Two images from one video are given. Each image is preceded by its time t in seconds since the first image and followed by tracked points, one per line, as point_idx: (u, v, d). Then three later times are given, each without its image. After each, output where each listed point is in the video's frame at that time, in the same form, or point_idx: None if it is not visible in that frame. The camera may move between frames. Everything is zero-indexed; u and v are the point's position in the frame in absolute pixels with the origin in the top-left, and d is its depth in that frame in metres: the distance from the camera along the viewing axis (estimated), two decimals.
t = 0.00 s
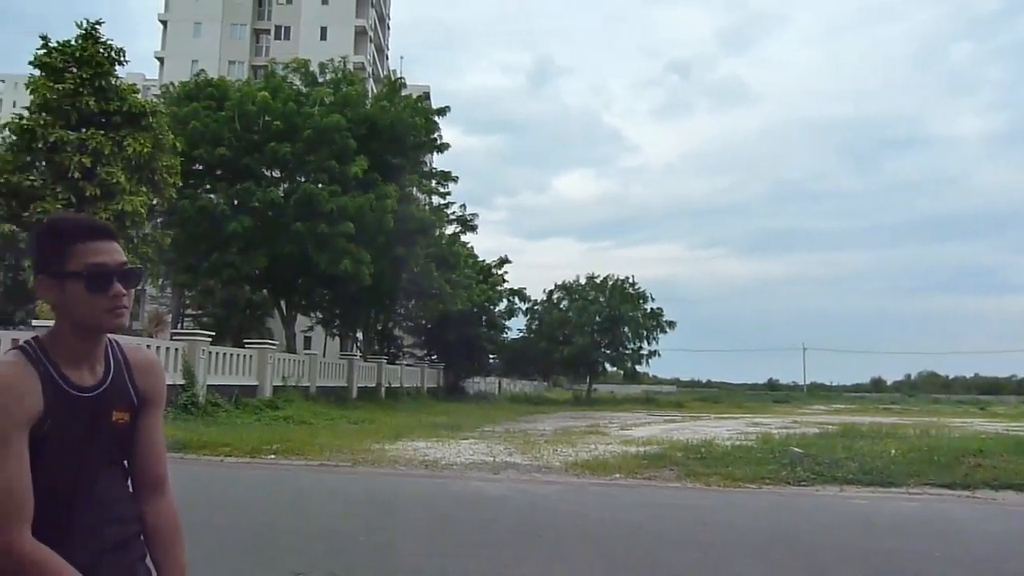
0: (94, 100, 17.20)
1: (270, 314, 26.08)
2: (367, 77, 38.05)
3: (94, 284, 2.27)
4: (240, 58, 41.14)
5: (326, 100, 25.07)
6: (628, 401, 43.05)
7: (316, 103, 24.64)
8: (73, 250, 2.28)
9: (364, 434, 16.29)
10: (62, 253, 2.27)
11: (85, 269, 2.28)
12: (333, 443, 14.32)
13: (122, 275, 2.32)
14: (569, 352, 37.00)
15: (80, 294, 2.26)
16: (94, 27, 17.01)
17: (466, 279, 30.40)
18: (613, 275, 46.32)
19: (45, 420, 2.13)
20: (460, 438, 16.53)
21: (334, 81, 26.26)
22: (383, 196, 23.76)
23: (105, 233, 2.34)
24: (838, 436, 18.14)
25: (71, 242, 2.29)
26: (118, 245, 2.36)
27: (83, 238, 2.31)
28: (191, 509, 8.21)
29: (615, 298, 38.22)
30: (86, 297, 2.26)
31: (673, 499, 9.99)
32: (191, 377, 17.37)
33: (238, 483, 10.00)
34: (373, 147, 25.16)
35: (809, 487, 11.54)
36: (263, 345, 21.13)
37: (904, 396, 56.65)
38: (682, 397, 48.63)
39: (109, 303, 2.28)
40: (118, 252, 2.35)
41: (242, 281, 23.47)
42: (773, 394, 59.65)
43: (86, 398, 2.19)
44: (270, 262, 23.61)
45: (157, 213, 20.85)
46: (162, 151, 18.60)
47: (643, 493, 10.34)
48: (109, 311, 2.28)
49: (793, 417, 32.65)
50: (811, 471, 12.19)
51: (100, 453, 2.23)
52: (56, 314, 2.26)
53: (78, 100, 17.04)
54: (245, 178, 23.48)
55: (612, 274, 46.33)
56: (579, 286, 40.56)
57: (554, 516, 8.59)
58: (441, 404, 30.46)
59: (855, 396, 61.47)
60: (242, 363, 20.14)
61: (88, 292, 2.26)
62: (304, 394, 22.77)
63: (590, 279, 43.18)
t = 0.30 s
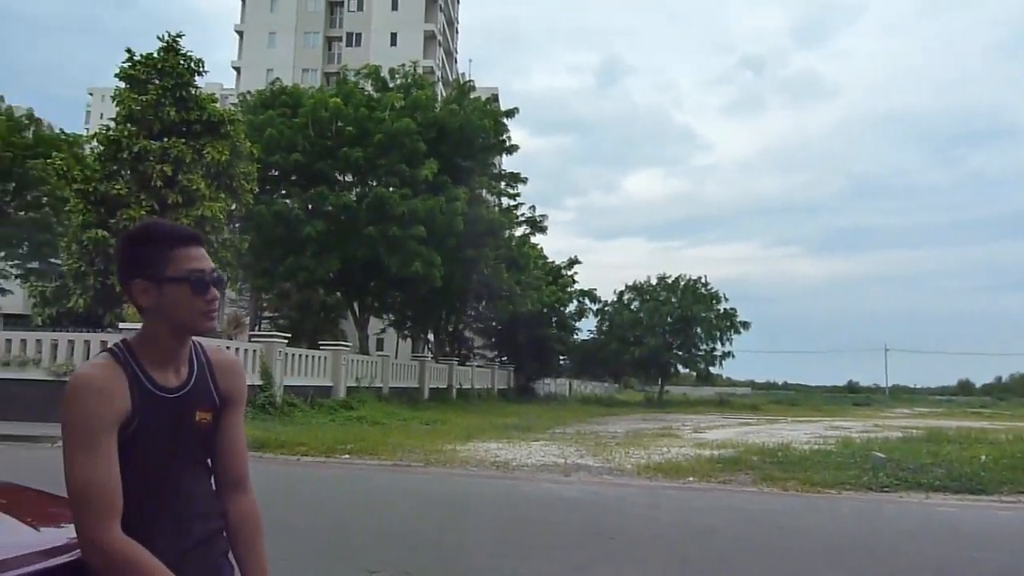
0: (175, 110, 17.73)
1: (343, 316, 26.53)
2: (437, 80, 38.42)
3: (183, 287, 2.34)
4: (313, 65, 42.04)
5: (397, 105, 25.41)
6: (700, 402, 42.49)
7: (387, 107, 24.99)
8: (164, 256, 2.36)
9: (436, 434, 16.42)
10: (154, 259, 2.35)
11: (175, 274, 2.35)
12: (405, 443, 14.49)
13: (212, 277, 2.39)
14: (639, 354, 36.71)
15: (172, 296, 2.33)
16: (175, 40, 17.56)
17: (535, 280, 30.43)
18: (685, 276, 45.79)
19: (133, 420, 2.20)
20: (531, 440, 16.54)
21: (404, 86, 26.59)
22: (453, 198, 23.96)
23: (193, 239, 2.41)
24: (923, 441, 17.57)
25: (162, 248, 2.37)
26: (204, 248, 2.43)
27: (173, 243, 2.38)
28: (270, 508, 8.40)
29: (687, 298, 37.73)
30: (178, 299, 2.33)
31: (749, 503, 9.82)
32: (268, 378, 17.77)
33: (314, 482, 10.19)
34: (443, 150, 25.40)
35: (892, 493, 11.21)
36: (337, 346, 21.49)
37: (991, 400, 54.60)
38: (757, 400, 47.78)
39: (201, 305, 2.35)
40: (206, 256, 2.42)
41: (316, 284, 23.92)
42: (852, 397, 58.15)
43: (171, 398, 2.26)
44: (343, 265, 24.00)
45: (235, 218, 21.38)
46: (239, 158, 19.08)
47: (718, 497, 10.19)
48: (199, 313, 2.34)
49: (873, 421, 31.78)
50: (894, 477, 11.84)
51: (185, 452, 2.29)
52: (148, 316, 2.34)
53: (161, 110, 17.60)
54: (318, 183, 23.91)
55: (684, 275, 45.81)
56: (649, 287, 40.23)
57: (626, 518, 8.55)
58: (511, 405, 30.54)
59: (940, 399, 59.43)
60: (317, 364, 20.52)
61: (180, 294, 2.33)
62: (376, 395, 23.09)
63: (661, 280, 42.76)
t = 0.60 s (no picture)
0: (238, 116, 18.14)
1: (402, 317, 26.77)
2: (493, 82, 38.58)
3: (254, 290, 2.39)
4: (371, 70, 42.57)
5: (454, 108, 25.59)
6: (762, 404, 41.85)
7: (444, 110, 25.18)
8: (239, 258, 2.41)
9: (495, 436, 16.45)
10: (230, 261, 2.40)
11: (250, 277, 2.40)
12: (464, 444, 14.56)
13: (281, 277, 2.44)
14: (699, 355, 36.32)
15: (245, 300, 2.38)
16: (238, 48, 17.97)
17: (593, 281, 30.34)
18: (745, 276, 45.20)
19: (202, 420, 2.26)
20: (590, 441, 16.48)
21: (461, 89, 26.75)
22: (510, 200, 24.02)
23: (260, 242, 2.47)
24: (996, 445, 17.03)
25: (236, 251, 2.41)
26: (271, 249, 2.49)
27: (242, 247, 2.44)
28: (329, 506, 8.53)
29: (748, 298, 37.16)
30: (249, 302, 2.37)
31: (814, 508, 9.63)
32: (329, 379, 18.02)
33: (375, 481, 10.31)
34: (500, 152, 25.48)
35: (964, 499, 10.89)
36: (396, 347, 21.69)
37: None
38: (821, 402, 46.87)
39: (271, 306, 2.40)
40: (274, 257, 2.47)
41: (375, 286, 24.17)
42: (920, 399, 56.60)
43: (236, 399, 2.31)
44: (402, 267, 24.22)
45: (296, 223, 21.72)
46: (301, 163, 19.40)
47: (782, 501, 10.02)
48: (270, 313, 2.39)
49: (943, 424, 30.92)
50: (966, 483, 11.50)
51: (251, 451, 2.34)
52: (218, 318, 2.38)
53: (225, 117, 18.01)
54: (377, 186, 24.18)
55: (744, 275, 45.22)
56: (709, 287, 39.79)
57: (687, 522, 8.45)
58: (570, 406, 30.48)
59: (1013, 403, 57.54)
60: (377, 365, 20.74)
61: (252, 297, 2.38)
62: (435, 395, 23.24)
63: (721, 279, 42.26)
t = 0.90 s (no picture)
0: (304, 122, 18.47)
1: (464, 319, 26.92)
2: (553, 85, 38.59)
3: (321, 290, 2.44)
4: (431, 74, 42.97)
5: (513, 111, 25.67)
6: (829, 407, 41.01)
7: (503, 113, 25.27)
8: (305, 260, 2.46)
9: (556, 438, 16.44)
10: (297, 263, 2.45)
11: (318, 278, 2.45)
12: (526, 446, 14.57)
13: (344, 277, 2.48)
14: (763, 357, 35.75)
15: (312, 300, 2.43)
16: (303, 56, 18.30)
17: (654, 282, 30.11)
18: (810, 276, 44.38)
19: (268, 420, 2.30)
20: (652, 443, 16.36)
21: (521, 91, 26.80)
22: (570, 201, 23.99)
23: (327, 244, 2.52)
24: None
25: (301, 253, 2.46)
26: (335, 250, 2.54)
27: (309, 248, 2.49)
28: (391, 506, 8.65)
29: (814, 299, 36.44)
30: (315, 301, 2.42)
31: (883, 513, 9.42)
32: (392, 381, 18.23)
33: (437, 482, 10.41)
34: (560, 153, 25.47)
35: None
36: (458, 349, 21.80)
37: None
38: (890, 405, 45.74)
39: (335, 304, 2.44)
40: (337, 259, 2.52)
41: (436, 288, 24.35)
42: (996, 403, 54.76)
43: (300, 399, 2.36)
44: (463, 269, 24.34)
45: (359, 226, 22.01)
46: (363, 167, 19.66)
47: (850, 507, 9.81)
48: (334, 314, 2.44)
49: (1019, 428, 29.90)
50: None
51: (315, 450, 2.38)
52: (284, 317, 2.43)
53: (290, 124, 18.35)
54: (438, 190, 24.36)
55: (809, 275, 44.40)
56: (773, 288, 39.15)
57: (751, 527, 8.34)
58: (631, 408, 30.29)
59: None
60: (439, 367, 20.89)
61: (318, 297, 2.43)
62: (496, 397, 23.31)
63: (785, 280, 41.53)
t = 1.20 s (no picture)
0: (343, 125, 18.59)
1: (502, 320, 26.92)
2: (591, 84, 38.40)
3: (363, 292, 2.41)
4: (469, 76, 43.04)
5: (552, 111, 25.61)
6: (874, 409, 40.31)
7: (542, 113, 25.23)
8: (345, 264, 2.43)
9: (596, 439, 16.34)
10: (337, 266, 2.42)
11: (357, 281, 2.42)
12: (565, 447, 14.50)
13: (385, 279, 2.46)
14: (806, 358, 35.26)
15: (353, 302, 2.40)
16: (342, 59, 18.43)
17: (694, 282, 29.84)
18: (855, 276, 43.67)
19: (308, 420, 2.29)
20: (693, 446, 16.19)
21: (559, 91, 26.74)
22: (608, 201, 23.86)
23: (365, 244, 2.50)
24: None
25: (342, 256, 2.44)
26: (373, 250, 2.52)
27: (349, 249, 2.46)
28: (428, 506, 8.68)
29: (858, 299, 35.84)
30: (358, 303, 2.40)
31: (932, 519, 9.18)
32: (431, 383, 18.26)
33: (475, 483, 10.43)
34: (598, 153, 25.35)
35: None
36: (496, 350, 21.80)
37: None
38: (938, 408, 44.78)
39: (377, 306, 2.42)
40: (377, 258, 2.49)
41: (475, 289, 24.38)
42: None
43: (337, 398, 2.35)
44: (502, 270, 24.34)
45: (398, 228, 22.11)
46: (402, 169, 19.76)
47: (898, 512, 9.59)
48: (376, 314, 2.42)
49: None
50: None
51: (354, 448, 2.38)
52: (325, 318, 2.41)
53: (330, 126, 18.50)
54: (477, 191, 24.38)
55: (854, 275, 43.69)
56: (816, 288, 38.60)
57: (794, 531, 8.19)
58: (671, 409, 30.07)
59: None
60: (477, 368, 20.89)
61: (360, 299, 2.41)
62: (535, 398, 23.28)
63: (829, 280, 40.89)
